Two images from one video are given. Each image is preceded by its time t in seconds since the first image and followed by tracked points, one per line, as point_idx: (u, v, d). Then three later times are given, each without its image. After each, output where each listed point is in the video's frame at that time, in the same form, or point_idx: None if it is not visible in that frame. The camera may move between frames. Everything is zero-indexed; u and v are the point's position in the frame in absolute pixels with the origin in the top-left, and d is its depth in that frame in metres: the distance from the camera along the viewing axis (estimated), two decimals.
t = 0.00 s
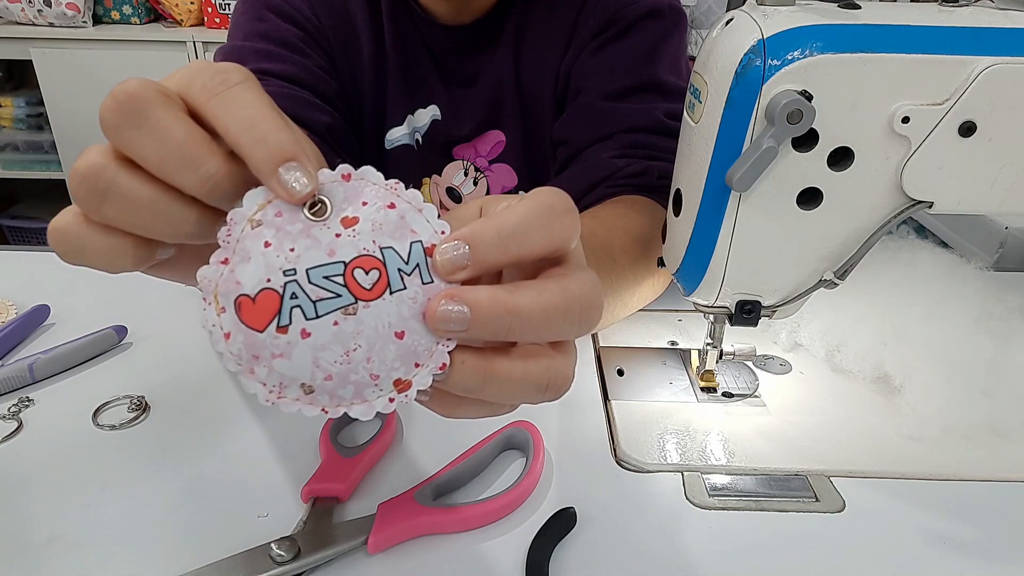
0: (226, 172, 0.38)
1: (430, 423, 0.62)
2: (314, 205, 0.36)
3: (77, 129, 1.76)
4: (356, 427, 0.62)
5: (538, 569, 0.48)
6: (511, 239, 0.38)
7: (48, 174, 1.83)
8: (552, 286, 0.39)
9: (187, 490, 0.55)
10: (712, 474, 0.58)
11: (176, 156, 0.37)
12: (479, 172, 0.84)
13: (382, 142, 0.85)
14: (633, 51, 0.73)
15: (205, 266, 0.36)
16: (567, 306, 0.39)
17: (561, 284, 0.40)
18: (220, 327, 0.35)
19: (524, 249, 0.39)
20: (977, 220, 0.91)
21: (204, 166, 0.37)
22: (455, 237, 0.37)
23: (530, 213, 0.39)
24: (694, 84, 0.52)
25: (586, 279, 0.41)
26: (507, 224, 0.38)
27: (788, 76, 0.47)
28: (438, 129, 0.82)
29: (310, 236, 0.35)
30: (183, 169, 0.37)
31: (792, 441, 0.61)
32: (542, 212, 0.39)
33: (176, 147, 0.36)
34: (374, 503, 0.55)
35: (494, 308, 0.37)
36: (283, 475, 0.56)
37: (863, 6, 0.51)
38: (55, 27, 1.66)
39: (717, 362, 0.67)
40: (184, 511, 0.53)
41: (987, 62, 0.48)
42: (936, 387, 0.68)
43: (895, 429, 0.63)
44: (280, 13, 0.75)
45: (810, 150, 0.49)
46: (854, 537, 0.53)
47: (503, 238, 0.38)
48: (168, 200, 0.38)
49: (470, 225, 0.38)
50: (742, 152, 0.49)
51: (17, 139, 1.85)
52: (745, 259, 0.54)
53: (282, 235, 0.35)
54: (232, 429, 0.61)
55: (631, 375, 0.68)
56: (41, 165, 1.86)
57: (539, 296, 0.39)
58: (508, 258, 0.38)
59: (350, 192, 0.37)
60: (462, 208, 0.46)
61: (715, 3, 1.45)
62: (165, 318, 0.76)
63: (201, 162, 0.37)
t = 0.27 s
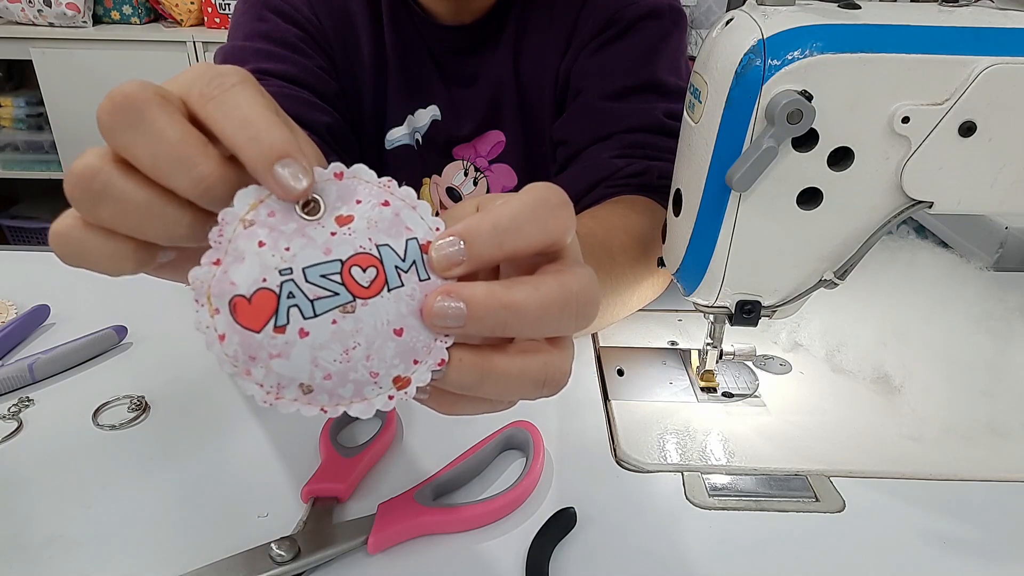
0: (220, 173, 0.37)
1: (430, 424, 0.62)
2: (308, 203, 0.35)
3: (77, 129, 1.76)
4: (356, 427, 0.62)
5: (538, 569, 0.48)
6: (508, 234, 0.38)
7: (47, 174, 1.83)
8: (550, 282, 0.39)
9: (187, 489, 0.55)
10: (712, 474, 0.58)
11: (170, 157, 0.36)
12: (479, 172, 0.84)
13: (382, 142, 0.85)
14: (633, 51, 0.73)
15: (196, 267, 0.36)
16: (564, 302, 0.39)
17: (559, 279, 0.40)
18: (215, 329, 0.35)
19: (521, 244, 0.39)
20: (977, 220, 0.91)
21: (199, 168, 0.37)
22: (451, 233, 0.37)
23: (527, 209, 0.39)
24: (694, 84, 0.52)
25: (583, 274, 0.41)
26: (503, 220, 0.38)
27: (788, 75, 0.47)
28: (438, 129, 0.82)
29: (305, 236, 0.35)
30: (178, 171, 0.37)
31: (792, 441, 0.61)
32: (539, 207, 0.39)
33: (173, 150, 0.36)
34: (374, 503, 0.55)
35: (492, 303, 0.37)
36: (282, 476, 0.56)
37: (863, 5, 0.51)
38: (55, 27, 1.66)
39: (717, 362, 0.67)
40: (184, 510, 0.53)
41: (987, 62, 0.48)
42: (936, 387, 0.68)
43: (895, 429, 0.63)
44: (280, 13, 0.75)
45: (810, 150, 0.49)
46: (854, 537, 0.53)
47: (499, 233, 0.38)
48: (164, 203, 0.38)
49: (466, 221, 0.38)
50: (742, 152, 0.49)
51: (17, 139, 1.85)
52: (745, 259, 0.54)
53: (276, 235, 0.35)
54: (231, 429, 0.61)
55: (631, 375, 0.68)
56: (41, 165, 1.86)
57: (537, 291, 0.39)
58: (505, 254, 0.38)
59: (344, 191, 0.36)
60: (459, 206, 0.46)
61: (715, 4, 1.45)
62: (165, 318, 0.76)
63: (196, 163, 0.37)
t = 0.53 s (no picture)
0: (221, 171, 0.37)
1: (430, 424, 0.62)
2: (311, 205, 0.36)
3: (77, 129, 1.76)
4: (356, 427, 0.62)
5: (538, 569, 0.48)
6: (511, 236, 0.38)
7: (47, 174, 1.83)
8: (554, 284, 0.40)
9: (187, 489, 0.55)
10: (712, 474, 0.58)
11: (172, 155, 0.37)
12: (479, 172, 0.84)
13: (382, 142, 0.85)
14: (633, 51, 0.73)
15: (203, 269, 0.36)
16: (568, 303, 0.39)
17: (562, 281, 0.40)
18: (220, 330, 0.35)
19: (524, 245, 0.39)
20: (977, 220, 0.91)
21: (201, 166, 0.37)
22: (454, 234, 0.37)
23: (531, 210, 0.39)
24: (694, 84, 0.52)
25: (587, 276, 0.41)
26: (507, 221, 0.38)
27: (788, 75, 0.47)
28: (438, 129, 0.82)
29: (308, 236, 0.35)
30: (178, 169, 0.37)
31: (792, 441, 0.61)
32: (542, 208, 0.39)
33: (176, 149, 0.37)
34: (374, 502, 0.55)
35: (496, 305, 0.37)
36: (282, 476, 0.56)
37: (863, 5, 0.51)
38: (55, 27, 1.66)
39: (717, 362, 0.67)
40: (184, 510, 0.53)
41: (987, 62, 0.48)
42: (936, 387, 0.68)
43: (895, 429, 0.63)
44: (280, 13, 0.75)
45: (810, 150, 0.49)
46: (854, 537, 0.53)
47: (503, 235, 0.38)
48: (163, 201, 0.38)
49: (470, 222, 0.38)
50: (742, 152, 0.49)
51: (17, 139, 1.85)
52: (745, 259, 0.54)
53: (281, 236, 0.35)
54: (231, 429, 0.61)
55: (632, 375, 0.68)
56: (41, 165, 1.86)
57: (540, 293, 0.39)
58: (509, 256, 0.38)
59: (348, 191, 0.37)
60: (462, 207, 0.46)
61: (715, 4, 1.45)
62: (165, 318, 0.76)
63: (197, 161, 0.37)
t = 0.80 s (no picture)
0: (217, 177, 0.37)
1: (430, 424, 0.62)
2: (309, 208, 0.36)
3: (78, 129, 1.76)
4: (356, 427, 0.62)
5: (538, 569, 0.48)
6: (512, 235, 0.38)
7: (47, 174, 1.83)
8: (555, 282, 0.40)
9: (188, 489, 0.55)
10: (712, 474, 0.58)
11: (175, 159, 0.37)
12: (479, 172, 0.84)
13: (382, 142, 0.85)
14: (633, 51, 0.73)
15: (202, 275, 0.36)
16: (570, 302, 0.39)
17: (563, 280, 0.40)
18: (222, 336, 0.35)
19: (524, 243, 0.39)
20: (977, 220, 0.91)
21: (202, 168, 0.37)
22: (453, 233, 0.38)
23: (530, 207, 0.39)
24: (694, 84, 0.52)
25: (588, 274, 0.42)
26: (507, 219, 0.38)
27: (789, 75, 0.47)
28: (438, 129, 0.82)
29: (308, 239, 0.35)
30: (170, 169, 0.37)
31: (792, 440, 0.61)
32: (542, 205, 0.39)
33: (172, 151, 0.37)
34: (374, 502, 0.55)
35: (498, 305, 0.37)
36: (282, 475, 0.56)
37: (863, 5, 0.51)
38: (55, 27, 1.66)
39: (717, 362, 0.67)
40: (184, 510, 0.53)
41: (987, 62, 0.48)
42: (936, 387, 0.68)
43: (895, 429, 0.63)
44: (280, 13, 0.75)
45: (810, 150, 0.49)
46: (854, 537, 0.53)
47: (503, 232, 0.38)
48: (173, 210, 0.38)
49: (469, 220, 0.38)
50: (742, 152, 0.50)
51: (17, 139, 1.85)
52: (745, 260, 0.54)
53: (281, 239, 0.35)
54: (231, 429, 0.61)
55: (632, 375, 0.68)
56: (41, 165, 1.86)
57: (542, 293, 0.39)
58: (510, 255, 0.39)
59: (345, 193, 0.37)
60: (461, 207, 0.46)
61: (715, 4, 1.45)
62: (165, 318, 0.76)
63: (188, 162, 0.37)
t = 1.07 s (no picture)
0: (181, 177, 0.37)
1: (430, 424, 0.62)
2: (297, 208, 0.35)
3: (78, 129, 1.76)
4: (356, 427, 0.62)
5: (538, 569, 0.48)
6: (504, 234, 0.39)
7: (47, 174, 1.83)
8: (548, 280, 0.40)
9: (188, 489, 0.55)
10: (712, 474, 0.58)
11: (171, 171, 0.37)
12: (479, 172, 0.84)
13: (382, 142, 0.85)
14: (633, 51, 0.73)
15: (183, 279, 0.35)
16: (564, 299, 0.40)
17: (557, 279, 0.40)
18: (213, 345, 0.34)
19: (515, 238, 0.39)
20: (977, 220, 0.91)
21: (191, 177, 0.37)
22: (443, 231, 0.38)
23: (520, 203, 0.39)
24: (694, 84, 0.52)
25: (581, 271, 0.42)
26: (495, 215, 0.39)
27: (789, 75, 0.47)
28: (438, 129, 0.82)
29: (299, 241, 0.34)
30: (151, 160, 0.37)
31: (792, 440, 0.61)
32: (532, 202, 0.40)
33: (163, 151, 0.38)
34: (374, 502, 0.55)
35: (492, 304, 0.38)
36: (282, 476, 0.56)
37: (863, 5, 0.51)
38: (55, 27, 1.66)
39: (717, 362, 0.67)
40: (184, 510, 0.53)
41: (987, 62, 0.48)
42: (936, 387, 0.68)
43: (895, 429, 0.63)
44: (280, 12, 0.75)
45: (810, 150, 0.49)
46: (854, 537, 0.53)
47: (492, 228, 0.38)
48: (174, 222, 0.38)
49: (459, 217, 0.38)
50: (742, 152, 0.50)
51: (18, 139, 1.85)
52: (745, 260, 0.54)
53: (270, 242, 0.34)
54: (231, 429, 0.61)
55: (632, 375, 0.68)
56: (41, 165, 1.86)
57: (535, 290, 0.39)
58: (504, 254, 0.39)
59: (332, 193, 0.36)
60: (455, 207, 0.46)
61: (715, 3, 1.45)
62: (165, 318, 0.76)
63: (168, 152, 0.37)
